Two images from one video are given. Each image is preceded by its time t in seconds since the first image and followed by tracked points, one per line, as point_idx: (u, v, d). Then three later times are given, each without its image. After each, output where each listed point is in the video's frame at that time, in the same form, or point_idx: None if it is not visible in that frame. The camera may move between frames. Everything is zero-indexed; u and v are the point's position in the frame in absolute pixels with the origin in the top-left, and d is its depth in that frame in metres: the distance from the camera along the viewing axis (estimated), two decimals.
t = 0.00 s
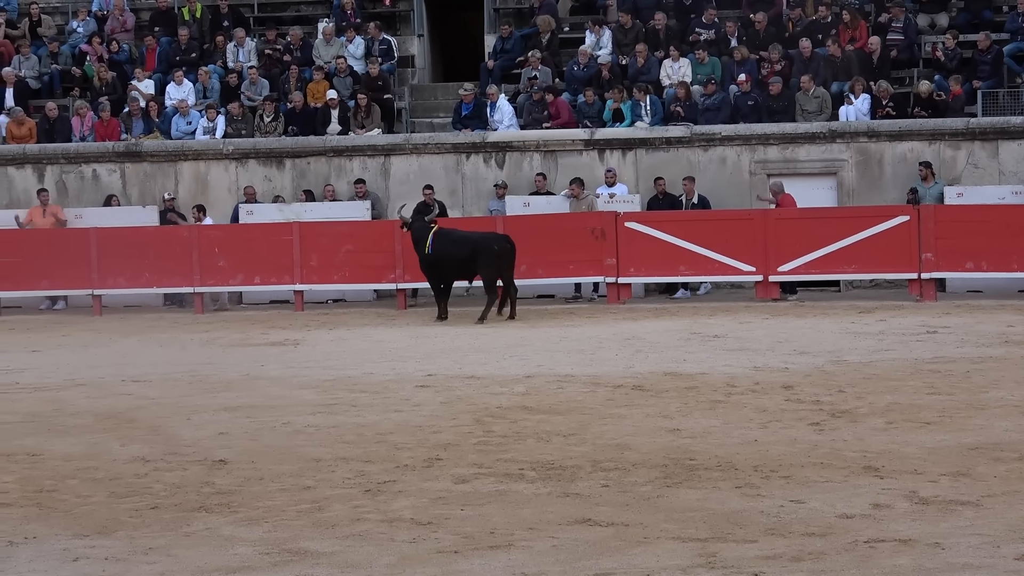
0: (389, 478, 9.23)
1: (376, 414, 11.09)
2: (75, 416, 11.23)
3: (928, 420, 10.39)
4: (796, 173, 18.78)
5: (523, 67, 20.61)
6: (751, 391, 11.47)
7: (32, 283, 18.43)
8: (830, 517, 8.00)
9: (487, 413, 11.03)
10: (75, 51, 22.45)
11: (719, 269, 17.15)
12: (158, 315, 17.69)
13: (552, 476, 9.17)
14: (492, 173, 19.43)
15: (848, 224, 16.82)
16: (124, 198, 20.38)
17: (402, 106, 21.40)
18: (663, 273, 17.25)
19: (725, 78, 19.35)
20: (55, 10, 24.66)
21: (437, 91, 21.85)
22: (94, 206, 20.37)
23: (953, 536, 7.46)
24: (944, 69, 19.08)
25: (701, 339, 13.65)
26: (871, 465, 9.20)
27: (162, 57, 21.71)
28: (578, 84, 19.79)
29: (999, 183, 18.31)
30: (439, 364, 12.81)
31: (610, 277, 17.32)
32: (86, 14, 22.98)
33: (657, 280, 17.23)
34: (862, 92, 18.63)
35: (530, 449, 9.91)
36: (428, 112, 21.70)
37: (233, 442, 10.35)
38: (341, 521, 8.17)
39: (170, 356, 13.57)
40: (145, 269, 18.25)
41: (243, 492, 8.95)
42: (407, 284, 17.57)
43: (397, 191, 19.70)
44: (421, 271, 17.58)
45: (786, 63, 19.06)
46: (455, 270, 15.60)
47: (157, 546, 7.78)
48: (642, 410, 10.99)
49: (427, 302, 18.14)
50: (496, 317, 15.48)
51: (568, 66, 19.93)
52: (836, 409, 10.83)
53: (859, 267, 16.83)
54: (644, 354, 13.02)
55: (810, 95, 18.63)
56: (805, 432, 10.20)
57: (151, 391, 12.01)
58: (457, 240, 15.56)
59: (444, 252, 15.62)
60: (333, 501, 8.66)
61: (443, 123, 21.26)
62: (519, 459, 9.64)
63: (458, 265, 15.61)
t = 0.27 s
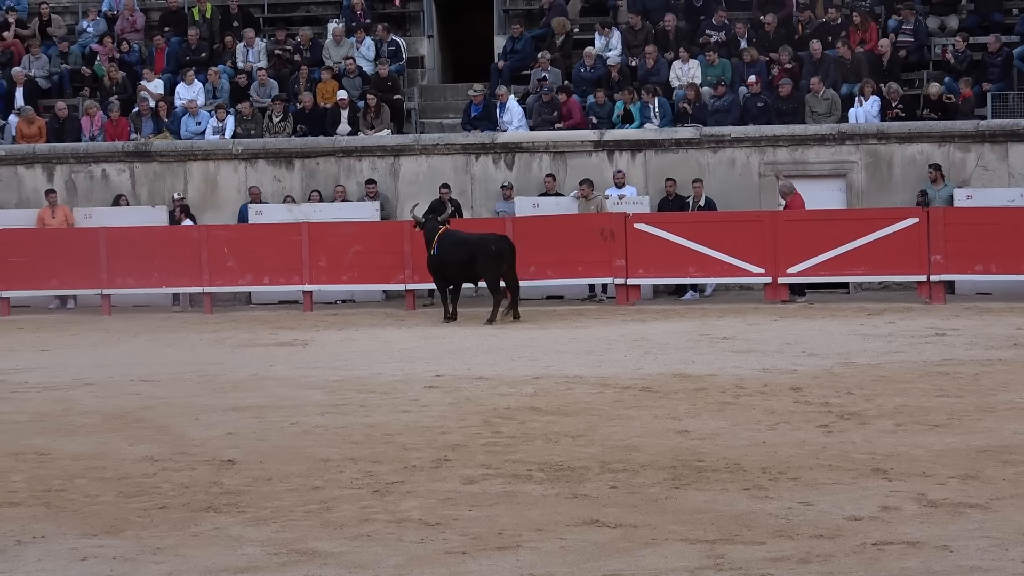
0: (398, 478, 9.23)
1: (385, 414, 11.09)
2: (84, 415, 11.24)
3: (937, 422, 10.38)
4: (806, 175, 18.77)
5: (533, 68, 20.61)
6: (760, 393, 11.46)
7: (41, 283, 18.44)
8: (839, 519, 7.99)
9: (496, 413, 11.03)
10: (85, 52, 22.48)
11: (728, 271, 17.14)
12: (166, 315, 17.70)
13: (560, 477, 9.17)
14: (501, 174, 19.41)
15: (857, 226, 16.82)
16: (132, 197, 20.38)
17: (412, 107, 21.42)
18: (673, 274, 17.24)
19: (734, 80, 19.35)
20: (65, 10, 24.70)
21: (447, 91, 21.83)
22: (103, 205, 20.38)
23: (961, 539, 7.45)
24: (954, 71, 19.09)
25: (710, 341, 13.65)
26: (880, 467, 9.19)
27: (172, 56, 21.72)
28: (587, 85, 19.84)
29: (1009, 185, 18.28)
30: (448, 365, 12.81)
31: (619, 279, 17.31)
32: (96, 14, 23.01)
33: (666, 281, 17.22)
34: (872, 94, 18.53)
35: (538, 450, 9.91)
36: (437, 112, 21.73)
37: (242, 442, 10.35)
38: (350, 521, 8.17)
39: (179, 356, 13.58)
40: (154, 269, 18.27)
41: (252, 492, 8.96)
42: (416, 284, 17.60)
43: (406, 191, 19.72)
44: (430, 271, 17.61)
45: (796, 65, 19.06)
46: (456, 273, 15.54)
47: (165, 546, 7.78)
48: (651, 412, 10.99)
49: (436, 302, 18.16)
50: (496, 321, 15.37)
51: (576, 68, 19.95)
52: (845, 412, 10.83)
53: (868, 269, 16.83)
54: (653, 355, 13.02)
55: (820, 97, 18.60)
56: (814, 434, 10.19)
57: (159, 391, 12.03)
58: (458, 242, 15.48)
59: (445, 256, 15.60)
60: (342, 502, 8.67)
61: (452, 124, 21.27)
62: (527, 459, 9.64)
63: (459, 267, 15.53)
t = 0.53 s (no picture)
0: (401, 478, 9.23)
1: (388, 414, 11.09)
2: (88, 414, 11.25)
3: (940, 425, 10.37)
4: (810, 177, 18.76)
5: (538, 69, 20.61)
6: (763, 395, 11.46)
7: (45, 282, 18.46)
8: (841, 521, 7.99)
9: (499, 414, 11.04)
10: (91, 50, 22.50)
11: (732, 272, 17.13)
12: (170, 314, 17.71)
13: (564, 478, 9.17)
14: (505, 175, 19.42)
15: (861, 228, 16.81)
16: (137, 196, 20.40)
17: (416, 107, 21.43)
18: (677, 276, 17.22)
19: (740, 81, 19.34)
20: (71, 9, 24.71)
21: (452, 91, 21.83)
22: (107, 204, 20.41)
23: (964, 542, 7.45)
24: (959, 74, 19.08)
25: (714, 343, 13.64)
26: (883, 470, 9.19)
27: (178, 55, 21.73)
28: (591, 86, 19.76)
29: (1014, 188, 18.25)
30: (451, 365, 12.82)
31: (623, 280, 17.29)
32: (102, 13, 23.04)
33: (670, 282, 17.21)
34: (878, 96, 18.55)
35: (541, 451, 9.91)
36: (442, 113, 21.72)
37: (245, 442, 10.36)
38: (353, 522, 8.17)
39: (183, 355, 13.58)
40: (158, 269, 18.29)
41: (255, 492, 8.96)
42: (420, 285, 17.61)
43: (410, 192, 19.72)
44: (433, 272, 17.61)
45: (801, 67, 19.06)
46: (458, 273, 15.53)
47: (168, 545, 7.79)
48: (654, 413, 10.98)
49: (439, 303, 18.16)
50: (498, 321, 15.37)
51: (580, 69, 19.92)
52: (848, 414, 10.82)
53: (872, 272, 16.80)
54: (657, 357, 13.01)
55: (825, 100, 18.61)
56: (817, 436, 10.19)
57: (162, 390, 12.03)
58: (461, 242, 15.50)
59: (447, 257, 15.61)
60: (345, 502, 8.67)
61: (457, 124, 21.28)
62: (530, 460, 9.64)
63: (462, 268, 15.52)
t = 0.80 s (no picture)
0: (401, 477, 9.24)
1: (389, 413, 11.10)
2: (88, 411, 11.26)
3: (941, 428, 10.37)
4: (813, 178, 18.76)
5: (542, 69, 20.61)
6: (764, 397, 11.46)
7: (47, 278, 18.48)
8: (842, 524, 7.98)
9: (501, 413, 11.04)
10: (95, 47, 22.52)
11: (734, 274, 17.13)
12: (172, 311, 17.72)
13: (564, 478, 9.17)
14: (508, 174, 19.43)
15: (864, 230, 16.80)
16: (140, 193, 20.42)
17: (420, 106, 21.44)
18: (679, 276, 17.21)
19: (743, 82, 19.33)
20: (75, 5, 24.72)
21: (455, 91, 21.83)
22: (110, 200, 20.42)
23: (964, 545, 7.44)
24: (962, 76, 19.07)
25: (716, 344, 13.64)
26: (884, 473, 9.18)
27: (182, 53, 21.73)
28: (595, 85, 19.70)
29: (1016, 191, 18.24)
30: (453, 364, 12.82)
31: (625, 280, 17.29)
32: (106, 9, 23.05)
33: (672, 283, 17.20)
34: (881, 98, 18.63)
35: (542, 450, 9.91)
36: (445, 112, 21.71)
37: (245, 439, 10.36)
38: (353, 520, 8.18)
39: (184, 352, 13.59)
40: (160, 266, 18.30)
41: (255, 489, 8.97)
42: (422, 284, 17.60)
43: (413, 190, 19.72)
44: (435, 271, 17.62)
45: (805, 69, 19.01)
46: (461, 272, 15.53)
47: (167, 542, 7.79)
48: (655, 414, 10.98)
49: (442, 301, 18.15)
50: (499, 321, 15.36)
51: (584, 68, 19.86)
52: (849, 416, 10.81)
53: (875, 274, 16.79)
54: (658, 357, 13.01)
55: (829, 101, 18.58)
56: (818, 438, 10.19)
57: (164, 387, 12.04)
58: (465, 241, 15.51)
59: (449, 256, 15.62)
60: (345, 500, 8.67)
61: (460, 124, 21.28)
62: (531, 460, 9.64)
63: (465, 266, 15.53)
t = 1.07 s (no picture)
0: (398, 476, 9.24)
1: (386, 412, 11.10)
2: (86, 409, 11.26)
3: (939, 429, 10.38)
4: (812, 180, 18.76)
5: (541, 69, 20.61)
6: (762, 398, 11.46)
7: (46, 275, 18.47)
8: (839, 525, 7.99)
9: (498, 413, 11.04)
10: (95, 44, 22.51)
11: (733, 275, 17.14)
12: (171, 309, 17.72)
13: (561, 478, 9.17)
14: (507, 174, 19.43)
15: (863, 232, 16.79)
16: (139, 191, 20.43)
17: (419, 105, 21.43)
18: (678, 277, 17.21)
19: (742, 84, 19.33)
20: (75, 3, 24.69)
21: (455, 90, 21.85)
22: (109, 198, 20.42)
23: (961, 547, 7.45)
24: (962, 78, 19.01)
25: (714, 344, 13.65)
26: (881, 474, 9.19)
27: (181, 51, 21.72)
28: (595, 85, 19.73)
29: (1015, 194, 18.24)
30: (451, 364, 12.82)
31: (623, 280, 17.29)
32: (106, 7, 23.05)
33: (671, 284, 17.21)
34: (880, 100, 18.60)
35: (540, 450, 9.92)
36: (445, 111, 21.71)
37: (243, 438, 10.36)
38: (350, 519, 8.18)
39: (182, 350, 13.59)
40: (159, 264, 18.31)
41: (253, 488, 8.97)
42: (420, 283, 17.60)
43: (412, 190, 19.72)
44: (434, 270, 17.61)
45: (805, 71, 18.99)
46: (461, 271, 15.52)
47: (164, 540, 7.79)
48: (652, 414, 10.99)
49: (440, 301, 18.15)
50: (497, 320, 15.36)
51: (584, 69, 19.89)
52: (847, 418, 10.82)
53: (873, 275, 16.79)
54: (656, 358, 13.02)
55: (828, 103, 18.59)
56: (815, 439, 10.19)
57: (161, 385, 12.04)
58: (465, 239, 15.49)
59: (448, 255, 15.61)
60: (342, 499, 8.67)
61: (460, 123, 21.27)
62: (529, 460, 9.64)
63: (464, 265, 15.52)
